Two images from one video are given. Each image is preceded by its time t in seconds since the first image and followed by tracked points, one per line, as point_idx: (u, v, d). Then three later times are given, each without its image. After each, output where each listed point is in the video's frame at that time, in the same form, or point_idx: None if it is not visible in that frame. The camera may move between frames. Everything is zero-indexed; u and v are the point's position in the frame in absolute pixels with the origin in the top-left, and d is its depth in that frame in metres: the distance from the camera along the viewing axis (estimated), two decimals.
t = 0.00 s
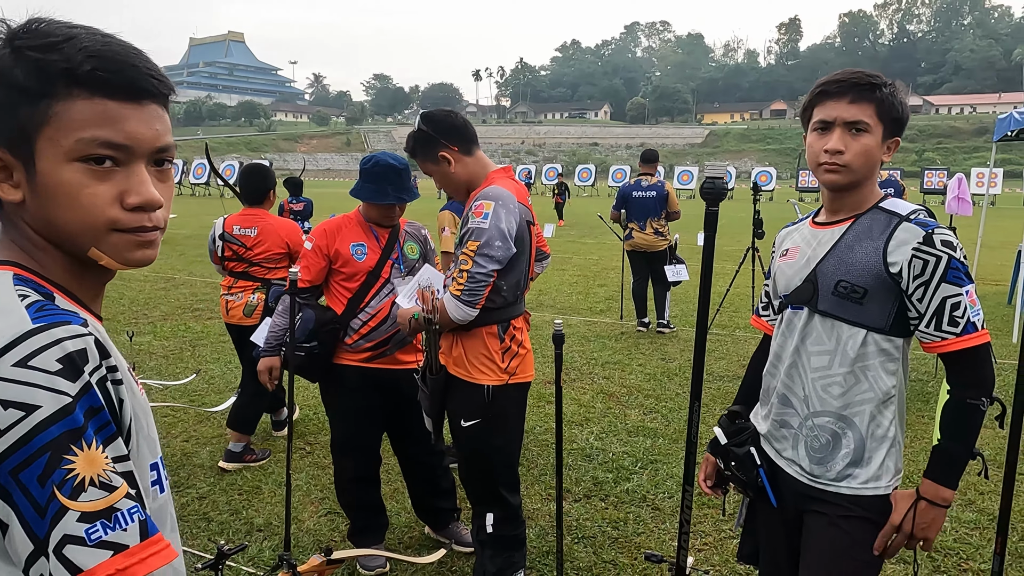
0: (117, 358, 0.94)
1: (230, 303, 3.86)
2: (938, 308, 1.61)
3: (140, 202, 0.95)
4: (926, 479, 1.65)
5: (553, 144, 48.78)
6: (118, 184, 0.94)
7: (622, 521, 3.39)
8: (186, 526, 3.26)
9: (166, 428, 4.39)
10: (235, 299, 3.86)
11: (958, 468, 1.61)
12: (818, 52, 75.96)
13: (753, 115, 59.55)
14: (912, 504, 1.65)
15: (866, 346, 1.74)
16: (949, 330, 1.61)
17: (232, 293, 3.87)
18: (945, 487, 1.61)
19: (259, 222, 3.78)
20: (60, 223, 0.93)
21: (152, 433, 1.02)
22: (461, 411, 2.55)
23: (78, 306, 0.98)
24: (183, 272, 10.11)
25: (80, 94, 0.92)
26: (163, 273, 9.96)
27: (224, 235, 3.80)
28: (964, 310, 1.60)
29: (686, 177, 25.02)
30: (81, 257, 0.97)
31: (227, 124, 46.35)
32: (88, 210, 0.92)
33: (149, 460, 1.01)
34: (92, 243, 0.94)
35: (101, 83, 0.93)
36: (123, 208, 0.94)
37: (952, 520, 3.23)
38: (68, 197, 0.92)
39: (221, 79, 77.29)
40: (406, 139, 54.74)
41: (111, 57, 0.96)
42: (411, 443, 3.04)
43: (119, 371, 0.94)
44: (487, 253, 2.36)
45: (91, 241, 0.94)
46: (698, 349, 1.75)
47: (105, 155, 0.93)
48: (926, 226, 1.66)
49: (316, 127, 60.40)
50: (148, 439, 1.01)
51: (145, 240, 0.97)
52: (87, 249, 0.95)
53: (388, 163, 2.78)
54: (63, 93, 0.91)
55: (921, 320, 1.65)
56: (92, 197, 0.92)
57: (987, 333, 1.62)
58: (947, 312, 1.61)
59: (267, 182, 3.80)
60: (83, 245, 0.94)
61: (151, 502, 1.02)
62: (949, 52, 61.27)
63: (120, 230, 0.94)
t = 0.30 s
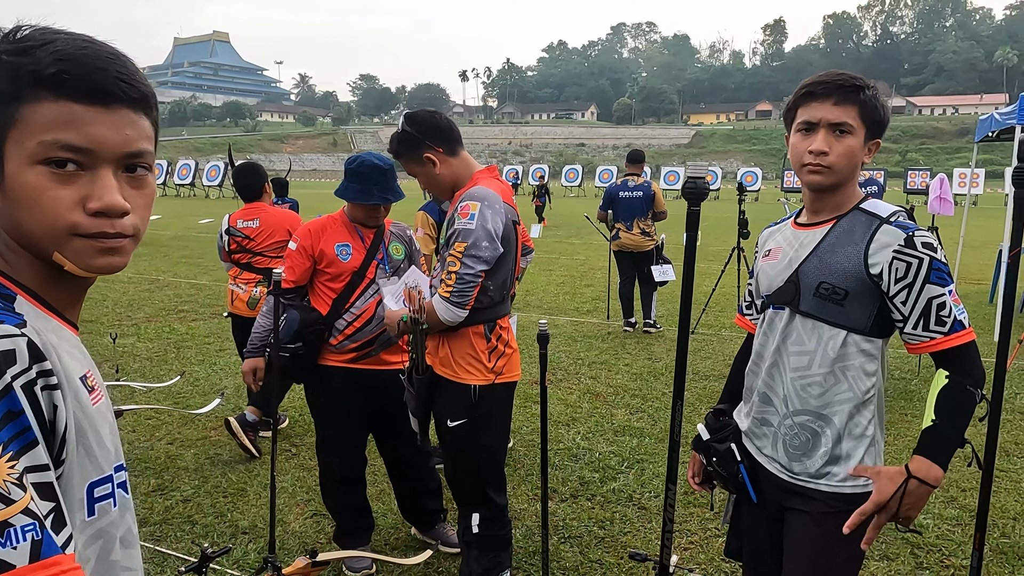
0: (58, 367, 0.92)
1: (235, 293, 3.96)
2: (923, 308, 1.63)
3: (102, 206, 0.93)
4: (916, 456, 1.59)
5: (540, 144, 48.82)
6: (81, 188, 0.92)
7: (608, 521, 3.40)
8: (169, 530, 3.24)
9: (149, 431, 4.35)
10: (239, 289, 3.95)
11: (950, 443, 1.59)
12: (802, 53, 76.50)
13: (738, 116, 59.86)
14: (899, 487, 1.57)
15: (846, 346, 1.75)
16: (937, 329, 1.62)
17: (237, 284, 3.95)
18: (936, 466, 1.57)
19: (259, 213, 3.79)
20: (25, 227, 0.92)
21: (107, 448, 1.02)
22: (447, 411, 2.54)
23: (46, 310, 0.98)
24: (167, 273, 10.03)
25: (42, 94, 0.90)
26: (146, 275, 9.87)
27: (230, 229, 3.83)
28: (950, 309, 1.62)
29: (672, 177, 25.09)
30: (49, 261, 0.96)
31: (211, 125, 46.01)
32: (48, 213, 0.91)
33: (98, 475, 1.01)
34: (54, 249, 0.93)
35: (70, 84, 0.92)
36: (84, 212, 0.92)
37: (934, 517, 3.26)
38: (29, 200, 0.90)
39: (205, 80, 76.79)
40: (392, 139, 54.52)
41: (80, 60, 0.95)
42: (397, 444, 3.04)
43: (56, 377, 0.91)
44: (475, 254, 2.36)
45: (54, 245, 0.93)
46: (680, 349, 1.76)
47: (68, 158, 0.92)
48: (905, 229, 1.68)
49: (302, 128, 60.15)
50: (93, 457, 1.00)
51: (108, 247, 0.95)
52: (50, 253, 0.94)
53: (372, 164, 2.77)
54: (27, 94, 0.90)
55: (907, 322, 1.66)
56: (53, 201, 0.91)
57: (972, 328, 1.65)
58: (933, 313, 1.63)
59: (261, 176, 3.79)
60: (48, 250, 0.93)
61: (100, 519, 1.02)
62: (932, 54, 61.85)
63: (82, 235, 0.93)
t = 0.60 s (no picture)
0: (10, 383, 0.91)
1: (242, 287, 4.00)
2: (902, 299, 1.63)
3: (78, 206, 0.92)
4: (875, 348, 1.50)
5: (527, 145, 48.82)
6: (55, 185, 0.92)
7: (596, 521, 3.40)
8: (155, 533, 3.21)
9: (134, 434, 4.31)
10: (246, 283, 3.99)
11: (899, 375, 1.52)
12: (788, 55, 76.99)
13: (725, 117, 60.16)
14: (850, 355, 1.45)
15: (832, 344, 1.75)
16: (910, 319, 1.62)
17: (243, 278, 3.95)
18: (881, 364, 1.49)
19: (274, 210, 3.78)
20: None
21: (70, 466, 1.01)
22: (436, 412, 2.53)
23: (6, 317, 0.97)
24: (152, 275, 9.94)
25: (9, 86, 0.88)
26: (131, 276, 9.79)
27: (242, 224, 3.83)
28: (927, 304, 1.61)
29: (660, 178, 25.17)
30: (19, 263, 0.95)
31: (197, 125, 45.73)
32: (23, 214, 0.90)
33: (60, 494, 1.00)
34: (29, 250, 0.92)
35: (36, 74, 0.91)
36: (60, 211, 0.92)
37: (919, 515, 3.29)
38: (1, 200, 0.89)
39: (191, 80, 76.28)
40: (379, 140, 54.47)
41: (48, 47, 0.93)
42: (384, 445, 3.03)
43: (8, 394, 0.90)
44: (466, 254, 2.36)
45: (27, 245, 0.92)
46: (667, 348, 1.76)
47: (41, 156, 0.90)
48: (890, 228, 1.70)
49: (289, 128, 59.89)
50: (57, 476, 0.99)
51: (84, 246, 0.95)
52: (21, 254, 0.93)
53: (358, 164, 2.76)
54: None
55: (885, 311, 1.67)
56: (26, 200, 0.90)
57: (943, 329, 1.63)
58: (908, 305, 1.63)
59: (275, 175, 3.79)
60: (19, 250, 0.92)
61: (65, 539, 1.01)
62: (916, 56, 62.41)
63: (59, 237, 0.92)
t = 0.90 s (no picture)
0: None
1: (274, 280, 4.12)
2: (882, 282, 1.65)
3: (86, 187, 0.99)
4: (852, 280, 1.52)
5: (518, 146, 48.86)
6: (65, 167, 0.96)
7: (589, 521, 3.41)
8: (146, 536, 3.19)
9: (125, 436, 4.30)
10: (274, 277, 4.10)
11: (867, 321, 1.53)
12: (777, 56, 77.34)
13: (716, 118, 60.34)
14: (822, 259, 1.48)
15: (823, 342, 1.76)
16: (889, 296, 1.64)
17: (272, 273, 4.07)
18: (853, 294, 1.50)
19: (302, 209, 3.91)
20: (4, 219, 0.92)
21: (50, 512, 0.98)
22: (431, 413, 2.53)
23: None
24: (142, 276, 9.91)
25: (21, 68, 0.92)
26: (121, 278, 9.75)
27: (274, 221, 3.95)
28: (907, 284, 1.63)
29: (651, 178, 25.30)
30: (22, 256, 0.97)
31: (187, 125, 45.54)
32: (44, 200, 0.93)
33: (38, 540, 0.96)
34: (45, 240, 0.95)
35: (33, 53, 0.94)
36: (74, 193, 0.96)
37: (910, 513, 3.31)
38: (19, 187, 0.92)
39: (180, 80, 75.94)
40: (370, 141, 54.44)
41: (39, 23, 0.97)
42: (376, 447, 3.02)
43: None
44: (462, 254, 2.36)
45: (45, 235, 0.94)
46: (661, 349, 1.77)
47: (54, 139, 0.95)
48: (876, 221, 1.70)
49: (280, 129, 59.70)
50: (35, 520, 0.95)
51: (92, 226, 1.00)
52: (37, 245, 0.95)
53: (349, 164, 2.75)
54: (5, 66, 0.91)
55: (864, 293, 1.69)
56: (47, 184, 0.93)
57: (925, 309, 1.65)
58: (888, 286, 1.65)
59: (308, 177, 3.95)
60: (33, 242, 0.94)
61: None
62: (904, 57, 62.79)
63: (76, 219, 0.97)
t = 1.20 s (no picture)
0: None
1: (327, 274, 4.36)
2: (874, 295, 1.63)
3: (31, 211, 1.07)
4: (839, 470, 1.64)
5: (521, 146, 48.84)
6: (11, 193, 1.05)
7: (592, 521, 3.41)
8: (149, 537, 3.20)
9: (128, 437, 4.31)
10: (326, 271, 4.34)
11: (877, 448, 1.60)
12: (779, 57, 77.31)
13: (718, 118, 60.36)
14: (823, 503, 1.65)
15: (823, 341, 1.76)
16: (882, 318, 1.62)
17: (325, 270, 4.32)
18: (857, 483, 1.61)
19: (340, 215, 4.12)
20: None
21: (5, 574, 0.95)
22: (437, 412, 2.52)
23: None
24: (145, 277, 9.94)
25: None
26: (124, 280, 9.77)
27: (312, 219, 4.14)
28: (899, 300, 1.60)
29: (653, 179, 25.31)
30: None
31: (189, 127, 45.60)
32: None
33: None
34: None
35: None
36: (19, 218, 1.05)
37: (912, 514, 3.31)
38: None
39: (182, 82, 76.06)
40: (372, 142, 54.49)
41: None
42: (378, 448, 3.03)
43: None
44: (468, 253, 2.36)
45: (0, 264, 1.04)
46: (663, 349, 1.77)
47: None
48: (871, 224, 1.69)
49: (282, 129, 59.77)
50: None
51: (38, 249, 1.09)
52: None
53: (350, 166, 2.76)
54: None
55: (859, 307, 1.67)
56: None
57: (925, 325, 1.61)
58: (881, 302, 1.62)
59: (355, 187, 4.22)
60: None
61: None
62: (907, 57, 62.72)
63: (23, 249, 1.06)
